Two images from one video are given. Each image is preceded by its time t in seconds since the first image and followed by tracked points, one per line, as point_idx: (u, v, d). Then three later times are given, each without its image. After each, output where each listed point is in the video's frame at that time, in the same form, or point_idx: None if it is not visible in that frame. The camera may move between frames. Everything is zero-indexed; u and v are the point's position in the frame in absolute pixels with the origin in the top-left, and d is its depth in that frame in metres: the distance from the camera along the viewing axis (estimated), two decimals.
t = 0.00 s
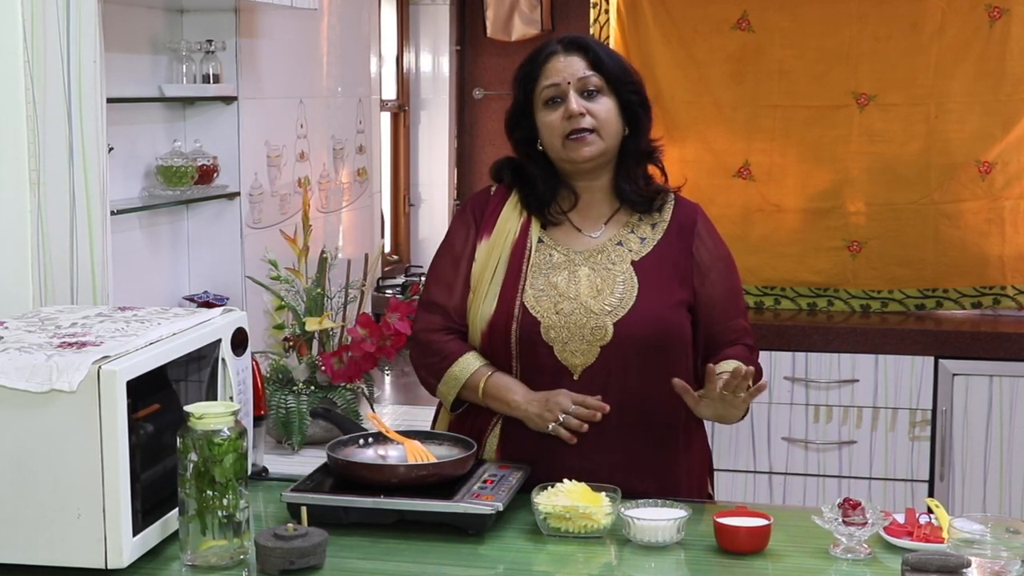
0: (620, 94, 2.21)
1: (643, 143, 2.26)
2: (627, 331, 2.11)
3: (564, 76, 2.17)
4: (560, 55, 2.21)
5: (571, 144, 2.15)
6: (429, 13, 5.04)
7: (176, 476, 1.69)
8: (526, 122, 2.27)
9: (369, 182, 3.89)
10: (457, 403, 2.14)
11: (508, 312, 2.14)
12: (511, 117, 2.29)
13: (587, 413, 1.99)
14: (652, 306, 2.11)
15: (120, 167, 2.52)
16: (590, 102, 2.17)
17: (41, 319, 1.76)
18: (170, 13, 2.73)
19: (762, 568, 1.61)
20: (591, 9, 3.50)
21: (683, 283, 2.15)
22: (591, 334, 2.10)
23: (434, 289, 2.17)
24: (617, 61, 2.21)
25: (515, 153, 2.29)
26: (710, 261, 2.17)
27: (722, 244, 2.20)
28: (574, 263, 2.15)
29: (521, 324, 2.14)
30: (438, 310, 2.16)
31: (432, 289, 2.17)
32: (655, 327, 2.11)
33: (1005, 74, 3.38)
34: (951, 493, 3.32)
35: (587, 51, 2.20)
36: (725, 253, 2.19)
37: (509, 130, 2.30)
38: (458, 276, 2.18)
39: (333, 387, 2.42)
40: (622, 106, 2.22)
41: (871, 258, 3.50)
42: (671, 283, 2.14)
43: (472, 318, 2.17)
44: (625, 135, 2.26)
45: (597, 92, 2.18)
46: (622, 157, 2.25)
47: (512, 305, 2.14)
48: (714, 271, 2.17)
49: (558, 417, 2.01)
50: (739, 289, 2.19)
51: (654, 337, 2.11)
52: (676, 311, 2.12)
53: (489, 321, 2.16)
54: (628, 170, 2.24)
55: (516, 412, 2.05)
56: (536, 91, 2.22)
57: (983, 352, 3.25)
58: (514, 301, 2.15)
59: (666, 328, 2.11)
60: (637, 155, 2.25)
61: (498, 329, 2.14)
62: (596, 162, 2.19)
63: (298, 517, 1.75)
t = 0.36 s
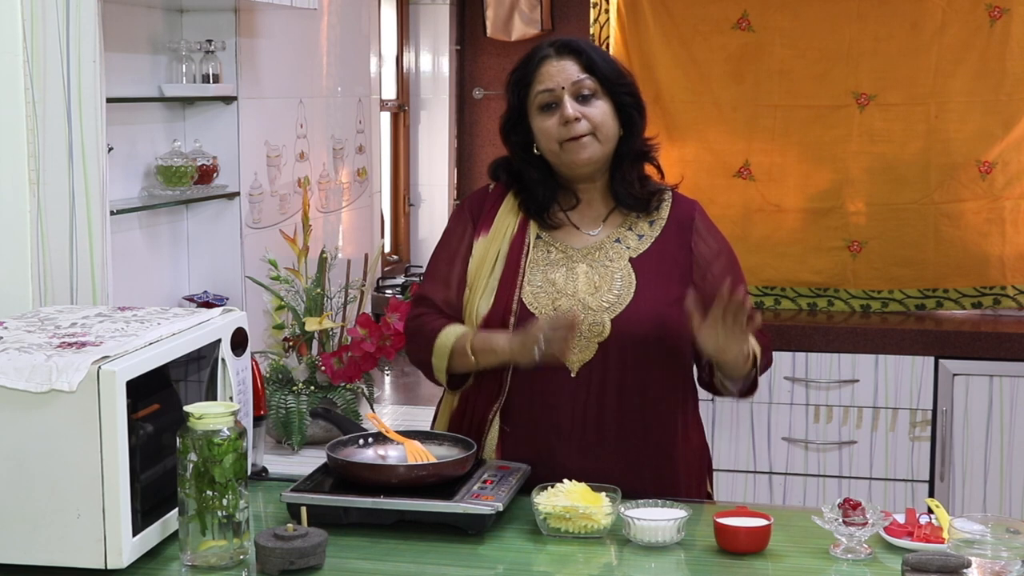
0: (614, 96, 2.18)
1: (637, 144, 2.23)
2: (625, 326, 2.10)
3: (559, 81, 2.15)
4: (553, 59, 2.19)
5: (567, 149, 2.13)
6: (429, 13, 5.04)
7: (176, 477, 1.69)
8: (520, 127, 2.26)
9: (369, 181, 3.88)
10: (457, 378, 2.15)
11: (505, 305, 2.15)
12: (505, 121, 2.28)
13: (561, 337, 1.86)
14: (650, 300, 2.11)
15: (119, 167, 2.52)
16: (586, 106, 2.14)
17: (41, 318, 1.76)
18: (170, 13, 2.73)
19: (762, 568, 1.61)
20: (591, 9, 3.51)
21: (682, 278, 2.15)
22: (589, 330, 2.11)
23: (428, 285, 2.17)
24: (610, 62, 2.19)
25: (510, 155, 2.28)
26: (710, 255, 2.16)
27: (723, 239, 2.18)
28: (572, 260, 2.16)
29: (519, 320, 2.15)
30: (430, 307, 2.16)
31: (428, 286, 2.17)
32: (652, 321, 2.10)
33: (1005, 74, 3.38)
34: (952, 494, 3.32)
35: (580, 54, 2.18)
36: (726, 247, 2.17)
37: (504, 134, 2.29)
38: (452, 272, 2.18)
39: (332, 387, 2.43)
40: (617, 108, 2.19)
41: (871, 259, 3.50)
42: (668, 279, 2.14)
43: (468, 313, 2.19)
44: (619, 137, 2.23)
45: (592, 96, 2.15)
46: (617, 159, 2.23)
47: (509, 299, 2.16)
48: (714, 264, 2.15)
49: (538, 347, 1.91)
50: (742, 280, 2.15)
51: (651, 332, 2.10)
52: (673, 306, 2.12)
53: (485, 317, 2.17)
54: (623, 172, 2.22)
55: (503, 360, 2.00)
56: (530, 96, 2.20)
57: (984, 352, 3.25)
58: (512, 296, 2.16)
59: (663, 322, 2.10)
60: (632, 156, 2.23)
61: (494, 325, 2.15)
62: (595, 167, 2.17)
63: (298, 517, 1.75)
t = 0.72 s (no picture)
0: (607, 98, 2.17)
1: (631, 143, 2.21)
2: (626, 328, 2.10)
3: (550, 88, 2.13)
4: (542, 65, 2.17)
5: (564, 156, 2.12)
6: (428, 13, 5.04)
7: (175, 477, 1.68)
8: (514, 134, 2.24)
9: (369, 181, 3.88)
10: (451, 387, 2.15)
11: (506, 308, 2.14)
12: (498, 129, 2.26)
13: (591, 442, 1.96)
14: (652, 302, 2.11)
15: (119, 167, 2.52)
16: (579, 112, 2.14)
17: (40, 318, 1.76)
18: (170, 12, 2.73)
19: (763, 568, 1.61)
20: (591, 8, 3.51)
21: (681, 281, 2.15)
22: (590, 331, 2.10)
23: (428, 289, 2.15)
24: (599, 65, 2.17)
25: (504, 160, 2.26)
26: (707, 258, 2.17)
27: (718, 241, 2.20)
28: (571, 260, 2.15)
29: (519, 324, 2.13)
30: (429, 311, 2.13)
31: (426, 290, 2.14)
32: (654, 323, 2.10)
33: (1006, 74, 3.38)
34: (952, 494, 3.32)
35: (568, 59, 2.16)
36: (722, 250, 2.19)
37: (497, 142, 2.27)
38: (452, 274, 2.16)
39: (332, 387, 2.43)
40: (609, 108, 2.18)
41: (871, 259, 3.50)
42: (668, 280, 2.14)
43: (468, 317, 2.16)
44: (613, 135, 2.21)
45: (584, 101, 2.14)
46: (612, 159, 2.21)
47: (510, 301, 2.14)
48: (711, 268, 2.16)
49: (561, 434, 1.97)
50: (735, 286, 2.19)
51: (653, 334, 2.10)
52: (673, 308, 2.12)
53: (485, 321, 2.15)
54: (618, 172, 2.20)
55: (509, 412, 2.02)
56: (522, 103, 2.18)
57: (984, 352, 3.25)
58: (512, 298, 2.14)
59: (664, 324, 2.11)
60: (627, 155, 2.21)
61: (495, 328, 2.14)
62: (591, 169, 2.17)
63: (298, 518, 1.75)
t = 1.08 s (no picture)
0: (588, 88, 2.18)
1: (617, 134, 2.22)
2: (620, 325, 2.11)
3: (533, 81, 2.14)
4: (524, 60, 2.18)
5: (550, 147, 2.13)
6: (429, 13, 5.03)
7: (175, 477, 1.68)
8: (499, 133, 2.25)
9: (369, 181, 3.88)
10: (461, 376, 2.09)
11: (502, 307, 2.14)
12: (484, 129, 2.27)
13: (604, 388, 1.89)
14: (642, 298, 2.12)
15: (118, 167, 2.52)
16: (562, 102, 2.14)
17: (40, 318, 1.75)
18: (169, 12, 2.73)
19: (763, 569, 1.60)
20: (591, 8, 3.51)
21: (672, 275, 2.15)
22: (585, 328, 2.11)
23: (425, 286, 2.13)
24: (580, 58, 2.18)
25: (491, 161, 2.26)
26: (697, 251, 2.16)
27: (710, 235, 2.19)
28: (564, 260, 2.14)
29: (515, 322, 2.14)
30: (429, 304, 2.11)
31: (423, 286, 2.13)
32: (645, 319, 2.11)
33: (1006, 74, 3.37)
34: (953, 494, 3.32)
35: (549, 53, 2.17)
36: (713, 243, 2.18)
37: (483, 142, 2.27)
38: (454, 275, 2.15)
39: (332, 387, 2.43)
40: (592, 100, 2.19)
41: (871, 259, 3.49)
42: (659, 276, 2.14)
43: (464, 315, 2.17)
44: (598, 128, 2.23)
45: (567, 91, 2.15)
46: (598, 152, 2.22)
47: (505, 300, 2.14)
48: (701, 261, 2.15)
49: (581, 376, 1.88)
50: (729, 277, 2.17)
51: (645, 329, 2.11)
52: (665, 303, 2.13)
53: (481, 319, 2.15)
54: (606, 162, 2.21)
55: (522, 367, 1.93)
56: (507, 99, 2.19)
57: (984, 352, 3.25)
58: (508, 297, 2.14)
59: (656, 319, 2.11)
60: (613, 146, 2.22)
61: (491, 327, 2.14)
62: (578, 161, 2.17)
63: (298, 518, 1.75)
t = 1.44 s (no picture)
0: (574, 88, 2.16)
1: (604, 133, 2.21)
2: (609, 320, 2.09)
3: (518, 84, 2.13)
4: (507, 64, 2.17)
5: (538, 149, 2.11)
6: (429, 12, 5.03)
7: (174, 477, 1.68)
8: (486, 137, 2.25)
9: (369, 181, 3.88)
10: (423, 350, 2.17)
11: (489, 307, 2.13)
12: (469, 134, 2.28)
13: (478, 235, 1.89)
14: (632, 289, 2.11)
15: (118, 167, 2.51)
16: (548, 104, 2.13)
17: (40, 318, 1.75)
18: (169, 12, 2.72)
19: (763, 569, 1.60)
20: (591, 8, 3.51)
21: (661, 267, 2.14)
22: (573, 326, 2.09)
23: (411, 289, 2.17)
24: (566, 59, 2.17)
25: (479, 166, 2.27)
26: (683, 241, 2.17)
27: (695, 226, 2.19)
28: (552, 258, 2.14)
29: (502, 322, 2.13)
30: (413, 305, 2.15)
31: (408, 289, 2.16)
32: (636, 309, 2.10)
33: (1007, 74, 3.37)
34: (953, 494, 3.32)
35: (533, 55, 2.16)
36: (699, 232, 2.18)
37: (470, 146, 2.28)
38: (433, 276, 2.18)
39: (332, 387, 2.43)
40: (578, 99, 2.17)
41: (871, 259, 3.49)
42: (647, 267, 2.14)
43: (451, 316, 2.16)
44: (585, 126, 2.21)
45: (553, 93, 2.14)
46: (585, 151, 2.21)
47: (493, 301, 2.14)
48: (688, 249, 2.16)
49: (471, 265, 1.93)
50: (718, 265, 2.17)
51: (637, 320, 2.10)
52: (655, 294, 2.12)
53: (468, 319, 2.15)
54: (593, 161, 2.20)
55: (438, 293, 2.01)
56: (492, 102, 2.19)
57: (984, 353, 3.25)
58: (495, 297, 2.14)
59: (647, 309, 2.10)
60: (600, 145, 2.21)
61: (477, 328, 2.13)
62: (565, 163, 2.16)
63: (297, 518, 1.75)
